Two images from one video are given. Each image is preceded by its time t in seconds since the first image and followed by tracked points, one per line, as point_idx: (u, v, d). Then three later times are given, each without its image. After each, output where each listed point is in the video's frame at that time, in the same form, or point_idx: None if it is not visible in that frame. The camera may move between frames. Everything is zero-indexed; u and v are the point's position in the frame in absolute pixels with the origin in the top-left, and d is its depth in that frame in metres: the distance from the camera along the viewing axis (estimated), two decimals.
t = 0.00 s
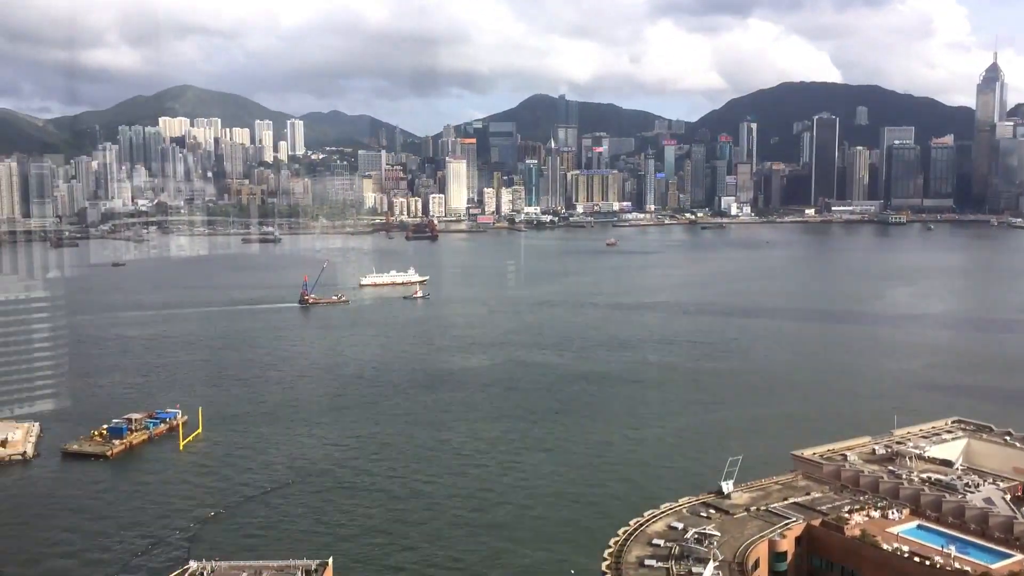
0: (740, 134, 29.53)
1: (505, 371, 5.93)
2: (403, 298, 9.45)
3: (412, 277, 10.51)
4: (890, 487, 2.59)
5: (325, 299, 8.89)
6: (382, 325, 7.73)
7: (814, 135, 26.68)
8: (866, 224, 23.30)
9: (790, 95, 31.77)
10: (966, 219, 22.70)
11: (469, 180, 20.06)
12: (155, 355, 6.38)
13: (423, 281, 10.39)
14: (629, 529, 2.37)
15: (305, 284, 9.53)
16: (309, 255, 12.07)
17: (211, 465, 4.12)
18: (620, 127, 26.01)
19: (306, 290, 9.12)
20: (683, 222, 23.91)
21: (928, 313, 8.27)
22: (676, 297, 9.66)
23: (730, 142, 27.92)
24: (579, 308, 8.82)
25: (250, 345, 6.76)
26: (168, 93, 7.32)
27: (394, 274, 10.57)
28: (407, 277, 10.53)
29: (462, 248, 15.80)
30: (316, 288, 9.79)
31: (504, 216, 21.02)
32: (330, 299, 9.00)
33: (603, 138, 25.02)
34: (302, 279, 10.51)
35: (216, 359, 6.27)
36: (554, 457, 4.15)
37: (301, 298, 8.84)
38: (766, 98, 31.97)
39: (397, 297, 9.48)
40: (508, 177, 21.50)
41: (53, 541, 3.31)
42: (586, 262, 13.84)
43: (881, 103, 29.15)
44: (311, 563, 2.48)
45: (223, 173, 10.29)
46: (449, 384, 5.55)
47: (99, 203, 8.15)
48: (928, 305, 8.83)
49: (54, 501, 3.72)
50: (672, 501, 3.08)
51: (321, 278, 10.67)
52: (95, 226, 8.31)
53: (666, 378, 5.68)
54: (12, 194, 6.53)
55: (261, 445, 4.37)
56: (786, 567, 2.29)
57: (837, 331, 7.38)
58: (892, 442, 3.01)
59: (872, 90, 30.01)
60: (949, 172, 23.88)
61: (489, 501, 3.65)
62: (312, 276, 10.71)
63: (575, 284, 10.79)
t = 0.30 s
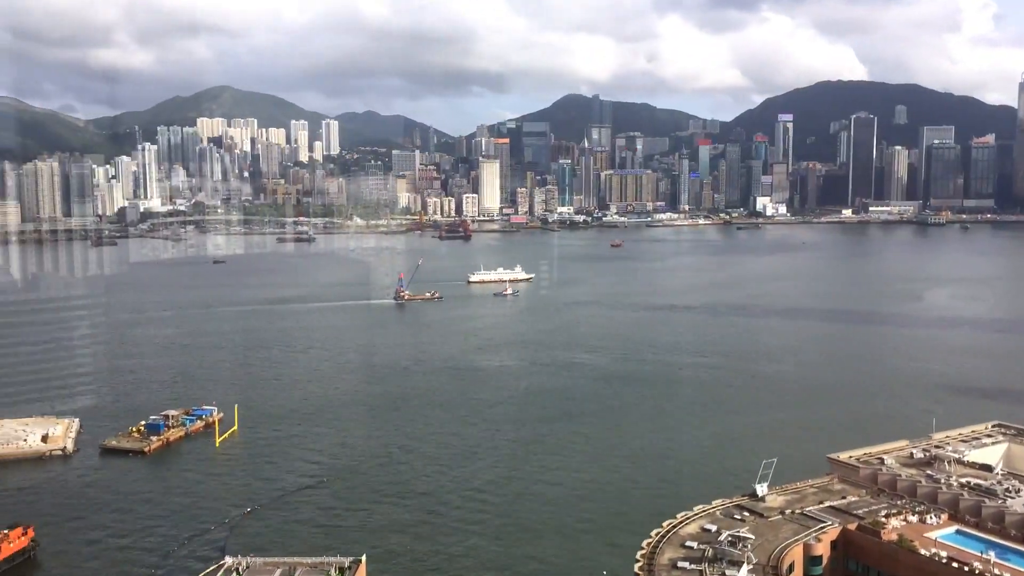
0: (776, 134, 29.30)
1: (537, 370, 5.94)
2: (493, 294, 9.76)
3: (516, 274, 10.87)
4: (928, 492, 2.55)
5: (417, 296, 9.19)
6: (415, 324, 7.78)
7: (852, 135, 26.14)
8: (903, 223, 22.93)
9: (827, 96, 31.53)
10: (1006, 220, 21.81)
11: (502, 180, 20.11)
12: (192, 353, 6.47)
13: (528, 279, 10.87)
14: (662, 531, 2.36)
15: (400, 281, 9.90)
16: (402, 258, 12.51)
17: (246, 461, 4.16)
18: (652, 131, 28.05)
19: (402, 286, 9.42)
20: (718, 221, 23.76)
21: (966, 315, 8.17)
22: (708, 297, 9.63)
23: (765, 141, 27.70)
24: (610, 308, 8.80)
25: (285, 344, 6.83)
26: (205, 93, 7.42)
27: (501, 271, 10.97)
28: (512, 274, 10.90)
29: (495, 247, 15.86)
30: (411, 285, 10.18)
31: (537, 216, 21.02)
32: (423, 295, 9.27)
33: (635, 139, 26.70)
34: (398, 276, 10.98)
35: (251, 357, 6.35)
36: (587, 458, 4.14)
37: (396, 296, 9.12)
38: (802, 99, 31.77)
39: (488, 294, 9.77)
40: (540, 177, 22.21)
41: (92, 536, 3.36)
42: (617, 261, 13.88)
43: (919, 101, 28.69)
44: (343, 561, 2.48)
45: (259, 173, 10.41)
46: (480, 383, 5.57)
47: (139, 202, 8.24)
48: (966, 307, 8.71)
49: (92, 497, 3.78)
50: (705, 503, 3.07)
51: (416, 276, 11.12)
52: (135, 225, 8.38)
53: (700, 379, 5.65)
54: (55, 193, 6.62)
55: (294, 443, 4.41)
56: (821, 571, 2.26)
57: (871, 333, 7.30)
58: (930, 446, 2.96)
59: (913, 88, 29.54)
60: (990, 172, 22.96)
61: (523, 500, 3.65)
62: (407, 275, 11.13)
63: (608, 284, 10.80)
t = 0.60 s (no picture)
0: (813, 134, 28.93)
1: (571, 370, 5.93)
2: (585, 292, 10.05)
3: (623, 272, 11.19)
4: (969, 497, 2.51)
5: (512, 294, 9.49)
6: (449, 323, 7.83)
7: (892, 134, 25.49)
8: (944, 223, 22.63)
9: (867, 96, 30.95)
10: None
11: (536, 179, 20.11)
12: (229, 350, 6.55)
13: (637, 277, 11.19)
14: (697, 533, 2.34)
15: (495, 277, 10.28)
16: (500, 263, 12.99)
17: (283, 458, 4.21)
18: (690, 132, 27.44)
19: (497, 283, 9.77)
20: (755, 221, 23.56)
21: (1010, 318, 8.02)
22: (744, 298, 9.56)
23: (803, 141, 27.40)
24: (645, 308, 8.77)
25: (322, 342, 6.89)
26: (244, 94, 7.51)
27: (608, 270, 11.31)
28: (620, 273, 11.23)
29: (530, 247, 15.88)
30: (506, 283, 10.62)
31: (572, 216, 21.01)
32: (517, 292, 9.58)
33: (673, 138, 26.02)
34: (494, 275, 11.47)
35: (288, 355, 6.42)
36: (621, 458, 4.13)
37: (491, 292, 9.48)
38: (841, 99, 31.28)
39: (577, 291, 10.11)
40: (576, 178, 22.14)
41: (131, 530, 3.41)
42: (653, 261, 13.87)
43: (961, 100, 28.07)
44: (377, 559, 2.49)
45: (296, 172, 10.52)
46: (514, 384, 5.57)
47: (177, 202, 8.74)
48: (1008, 309, 8.56)
49: (132, 492, 3.83)
50: (742, 507, 3.04)
51: (511, 275, 11.55)
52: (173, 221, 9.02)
53: (736, 381, 5.61)
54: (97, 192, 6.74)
55: (329, 440, 4.44)
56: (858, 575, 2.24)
57: (910, 335, 7.20)
58: (972, 450, 2.91)
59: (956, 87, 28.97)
60: None
61: (557, 500, 3.65)
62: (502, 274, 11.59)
63: (643, 284, 10.77)
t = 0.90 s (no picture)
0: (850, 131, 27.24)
1: (602, 371, 5.92)
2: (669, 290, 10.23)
3: (727, 271, 11.28)
4: (1008, 503, 2.47)
5: (599, 291, 9.73)
6: (480, 323, 7.85)
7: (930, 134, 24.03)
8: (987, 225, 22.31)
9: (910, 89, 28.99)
10: None
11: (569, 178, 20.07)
12: (263, 349, 6.62)
13: (743, 277, 11.27)
14: (729, 535, 2.33)
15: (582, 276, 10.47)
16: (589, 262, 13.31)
17: (315, 455, 4.24)
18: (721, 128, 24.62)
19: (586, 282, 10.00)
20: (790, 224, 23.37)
21: None
22: (777, 299, 9.49)
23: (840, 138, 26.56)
24: (677, 309, 8.73)
25: (354, 341, 6.94)
26: (278, 94, 7.56)
27: (713, 269, 11.43)
28: (724, 272, 11.32)
29: (562, 247, 15.86)
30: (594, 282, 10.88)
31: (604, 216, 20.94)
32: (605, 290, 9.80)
33: (705, 136, 23.78)
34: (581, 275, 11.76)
35: (320, 354, 6.47)
36: (651, 459, 4.12)
37: (578, 290, 9.76)
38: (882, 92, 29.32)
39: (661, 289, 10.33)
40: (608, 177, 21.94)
41: (167, 525, 3.46)
42: (685, 261, 13.81)
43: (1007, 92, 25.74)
44: (408, 557, 2.51)
45: (329, 172, 10.58)
46: (545, 384, 5.57)
47: (214, 201, 8.73)
48: None
49: (168, 487, 3.89)
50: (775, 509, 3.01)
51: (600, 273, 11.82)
52: (209, 221, 9.03)
53: (769, 382, 5.56)
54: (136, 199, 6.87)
55: (361, 438, 4.47)
56: None
57: (947, 337, 7.11)
58: (1012, 455, 2.86)
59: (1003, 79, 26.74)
60: None
61: (588, 501, 3.64)
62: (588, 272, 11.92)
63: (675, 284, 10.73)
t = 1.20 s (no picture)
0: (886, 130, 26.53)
1: (633, 371, 5.91)
2: (754, 288, 10.40)
3: (835, 272, 11.40)
4: None
5: (686, 289, 9.91)
6: (511, 322, 7.87)
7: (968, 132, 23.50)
8: None
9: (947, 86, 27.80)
10: None
11: (601, 178, 20.05)
12: (296, 347, 6.68)
13: (851, 279, 11.36)
14: (762, 538, 2.32)
15: (671, 275, 10.64)
16: (677, 262, 13.51)
17: (346, 453, 4.28)
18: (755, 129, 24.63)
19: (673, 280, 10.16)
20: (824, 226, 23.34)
21: None
22: (811, 300, 9.44)
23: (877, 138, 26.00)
24: (708, 310, 8.70)
25: (386, 340, 6.98)
26: (313, 94, 7.64)
27: (822, 270, 11.57)
28: (832, 273, 11.43)
29: (594, 247, 15.86)
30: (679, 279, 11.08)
31: (636, 216, 20.86)
32: (693, 289, 9.97)
33: (739, 136, 23.88)
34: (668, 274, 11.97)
35: (352, 352, 6.51)
36: (683, 460, 4.10)
37: (666, 288, 9.96)
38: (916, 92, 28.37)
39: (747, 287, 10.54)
40: (641, 177, 21.48)
41: (202, 521, 3.50)
42: (717, 262, 13.78)
43: None
44: (440, 555, 2.51)
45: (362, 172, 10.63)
46: (576, 383, 5.57)
47: (249, 200, 8.75)
48: None
49: (203, 483, 3.94)
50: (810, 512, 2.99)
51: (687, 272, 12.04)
52: (245, 221, 9.04)
53: (803, 384, 5.53)
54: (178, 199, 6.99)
55: (392, 436, 4.50)
56: None
57: (984, 339, 7.03)
58: None
59: None
60: None
61: (620, 501, 3.64)
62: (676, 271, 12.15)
63: (709, 285, 10.72)
